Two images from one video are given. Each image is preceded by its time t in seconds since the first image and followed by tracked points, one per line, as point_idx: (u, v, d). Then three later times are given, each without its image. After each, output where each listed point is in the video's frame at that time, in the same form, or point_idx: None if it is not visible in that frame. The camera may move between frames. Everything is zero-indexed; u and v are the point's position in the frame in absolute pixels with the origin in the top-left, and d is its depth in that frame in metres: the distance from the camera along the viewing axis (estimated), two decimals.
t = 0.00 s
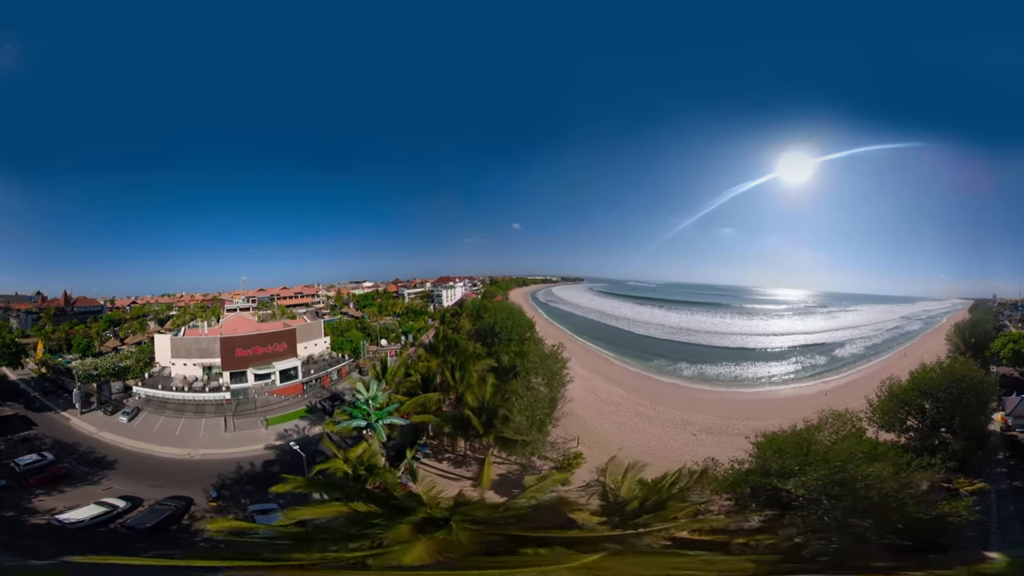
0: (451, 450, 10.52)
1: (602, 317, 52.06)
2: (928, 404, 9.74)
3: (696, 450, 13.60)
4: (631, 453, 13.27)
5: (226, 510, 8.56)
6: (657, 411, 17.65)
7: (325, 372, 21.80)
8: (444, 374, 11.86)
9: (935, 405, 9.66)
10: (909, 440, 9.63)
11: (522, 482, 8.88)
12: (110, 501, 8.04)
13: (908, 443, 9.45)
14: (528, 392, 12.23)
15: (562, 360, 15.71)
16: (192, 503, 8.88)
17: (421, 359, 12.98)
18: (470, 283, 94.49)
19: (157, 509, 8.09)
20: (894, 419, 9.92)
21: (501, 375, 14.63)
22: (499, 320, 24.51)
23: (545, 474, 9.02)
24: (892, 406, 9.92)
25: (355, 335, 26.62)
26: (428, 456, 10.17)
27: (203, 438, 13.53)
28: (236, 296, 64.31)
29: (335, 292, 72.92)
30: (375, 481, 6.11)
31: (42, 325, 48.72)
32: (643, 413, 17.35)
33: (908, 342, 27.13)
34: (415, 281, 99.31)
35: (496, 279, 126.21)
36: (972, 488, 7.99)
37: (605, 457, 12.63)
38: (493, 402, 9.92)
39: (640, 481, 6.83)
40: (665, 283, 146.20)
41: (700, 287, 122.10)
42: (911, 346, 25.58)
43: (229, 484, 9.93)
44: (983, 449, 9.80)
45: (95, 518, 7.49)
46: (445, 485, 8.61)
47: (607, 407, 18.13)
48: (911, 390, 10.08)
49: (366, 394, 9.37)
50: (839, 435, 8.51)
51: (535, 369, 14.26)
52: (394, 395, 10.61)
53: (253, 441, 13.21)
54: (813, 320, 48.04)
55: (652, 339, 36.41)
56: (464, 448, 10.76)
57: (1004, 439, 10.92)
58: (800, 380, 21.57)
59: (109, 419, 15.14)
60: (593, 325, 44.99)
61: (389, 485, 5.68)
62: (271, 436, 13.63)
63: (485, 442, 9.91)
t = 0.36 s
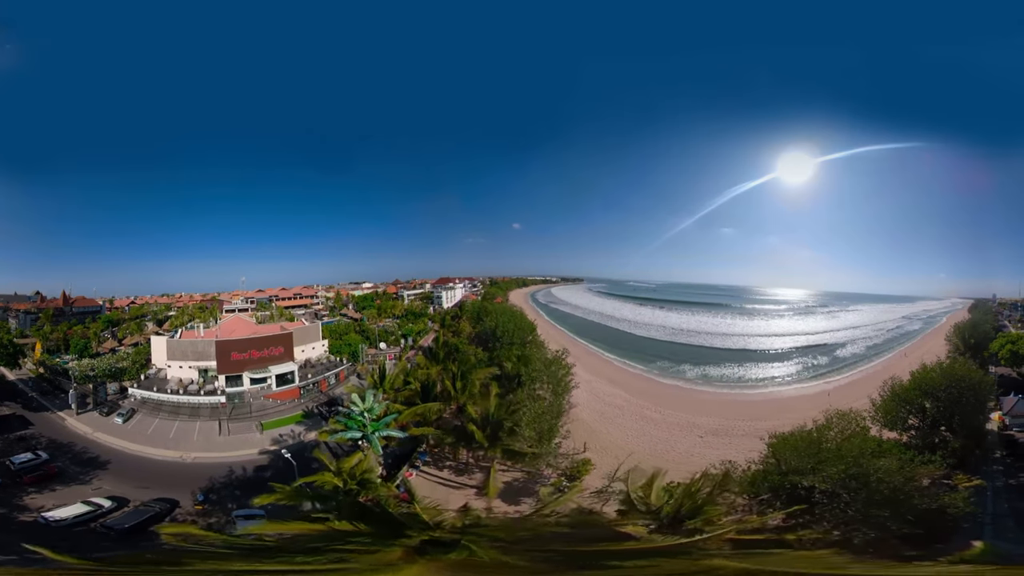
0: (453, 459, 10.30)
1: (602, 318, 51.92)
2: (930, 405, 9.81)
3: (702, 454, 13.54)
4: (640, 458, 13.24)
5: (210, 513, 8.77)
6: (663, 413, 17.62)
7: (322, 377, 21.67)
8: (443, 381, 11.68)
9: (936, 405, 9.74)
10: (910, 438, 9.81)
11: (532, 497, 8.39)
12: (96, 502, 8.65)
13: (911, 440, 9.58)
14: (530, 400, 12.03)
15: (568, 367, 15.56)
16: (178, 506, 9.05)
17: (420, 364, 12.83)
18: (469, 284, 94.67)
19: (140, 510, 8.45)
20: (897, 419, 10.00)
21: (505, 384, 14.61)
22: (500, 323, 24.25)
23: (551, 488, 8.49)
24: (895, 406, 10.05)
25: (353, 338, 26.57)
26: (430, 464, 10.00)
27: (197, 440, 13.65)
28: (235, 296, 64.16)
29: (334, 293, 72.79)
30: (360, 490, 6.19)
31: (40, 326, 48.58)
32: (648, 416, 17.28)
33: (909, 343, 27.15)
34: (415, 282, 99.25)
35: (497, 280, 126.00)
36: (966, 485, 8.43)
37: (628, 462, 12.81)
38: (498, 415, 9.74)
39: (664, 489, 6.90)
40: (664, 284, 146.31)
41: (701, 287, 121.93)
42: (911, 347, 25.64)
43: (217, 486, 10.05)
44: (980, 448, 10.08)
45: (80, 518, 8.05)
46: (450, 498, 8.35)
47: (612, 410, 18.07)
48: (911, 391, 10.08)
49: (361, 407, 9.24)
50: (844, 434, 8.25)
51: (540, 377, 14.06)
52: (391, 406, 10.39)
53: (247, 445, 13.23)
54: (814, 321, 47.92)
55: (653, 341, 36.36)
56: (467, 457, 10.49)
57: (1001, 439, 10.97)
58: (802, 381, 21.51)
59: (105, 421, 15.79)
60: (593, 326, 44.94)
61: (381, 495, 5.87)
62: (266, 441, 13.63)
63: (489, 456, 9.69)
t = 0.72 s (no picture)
0: (454, 464, 10.07)
1: (601, 319, 51.80)
2: (931, 404, 9.80)
3: (708, 458, 13.31)
4: (648, 463, 12.88)
5: (196, 517, 8.67)
6: (667, 415, 17.42)
7: (320, 380, 21.51)
8: (443, 388, 11.33)
9: (937, 404, 9.72)
10: (912, 436, 9.75)
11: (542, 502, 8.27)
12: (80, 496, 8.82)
13: (913, 438, 9.57)
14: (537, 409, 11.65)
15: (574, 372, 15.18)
16: (165, 507, 9.03)
17: (420, 370, 12.71)
18: (469, 286, 94.56)
19: (125, 509, 8.41)
20: (899, 418, 10.00)
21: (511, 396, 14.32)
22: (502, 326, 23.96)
23: (565, 497, 8.32)
24: (895, 405, 10.05)
25: (352, 341, 26.43)
26: (430, 471, 9.76)
27: (192, 445, 13.74)
28: (234, 297, 64.13)
29: (334, 295, 72.67)
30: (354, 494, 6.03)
31: (38, 326, 48.38)
32: (653, 418, 17.09)
33: (909, 343, 27.07)
34: (416, 283, 99.18)
35: (497, 281, 125.93)
36: (968, 481, 8.38)
37: (637, 471, 12.20)
38: (501, 425, 9.40)
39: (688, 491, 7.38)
40: (664, 284, 146.31)
41: (701, 287, 121.91)
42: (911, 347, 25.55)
43: (208, 489, 10.05)
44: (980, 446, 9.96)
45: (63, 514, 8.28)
46: (453, 506, 8.15)
47: (617, 413, 17.86)
48: (912, 390, 10.11)
49: (357, 416, 9.10)
50: (848, 433, 8.28)
51: (546, 384, 13.67)
52: (387, 415, 10.26)
53: (242, 448, 13.18)
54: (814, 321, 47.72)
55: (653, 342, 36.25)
56: (470, 464, 10.24)
57: (998, 437, 10.69)
58: (803, 381, 21.39)
59: (101, 421, 16.14)
60: (593, 327, 44.84)
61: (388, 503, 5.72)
62: (261, 444, 13.51)
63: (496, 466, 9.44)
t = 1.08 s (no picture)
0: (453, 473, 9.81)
1: (601, 321, 51.64)
2: (931, 403, 9.62)
3: (716, 459, 13.16)
4: (659, 466, 12.73)
5: (177, 517, 8.66)
6: (671, 417, 17.28)
7: (317, 384, 21.20)
8: (444, 396, 11.04)
9: (937, 403, 9.56)
10: (914, 434, 9.54)
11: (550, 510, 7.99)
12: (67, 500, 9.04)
13: (915, 436, 9.35)
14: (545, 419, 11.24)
15: (578, 378, 14.94)
16: (150, 508, 9.11)
17: (419, 377, 12.50)
18: (470, 287, 94.70)
19: (110, 509, 8.75)
20: (901, 417, 9.78)
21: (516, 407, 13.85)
22: (503, 329, 23.73)
23: (577, 505, 8.13)
24: (896, 404, 9.84)
25: (350, 343, 26.21)
26: (429, 479, 9.59)
27: (185, 447, 13.75)
28: (234, 298, 63.98)
29: (334, 296, 72.45)
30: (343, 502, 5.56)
31: (36, 327, 48.15)
32: (657, 420, 16.93)
33: (910, 342, 26.94)
34: (417, 284, 99.11)
35: (498, 282, 125.79)
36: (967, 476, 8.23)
37: (650, 472, 12.26)
38: (505, 438, 9.05)
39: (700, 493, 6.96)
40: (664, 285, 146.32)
41: (701, 287, 121.67)
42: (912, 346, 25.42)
43: (196, 490, 9.99)
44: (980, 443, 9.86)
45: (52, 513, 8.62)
46: (454, 514, 7.96)
47: (621, 416, 17.72)
48: (913, 389, 9.93)
49: (350, 428, 8.90)
50: (856, 433, 8.17)
51: (550, 392, 13.27)
52: (383, 426, 10.03)
53: (235, 451, 13.10)
54: (814, 322, 47.52)
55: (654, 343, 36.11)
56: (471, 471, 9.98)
57: (997, 433, 10.67)
58: (805, 381, 21.25)
59: (96, 423, 16.29)
60: (594, 329, 44.71)
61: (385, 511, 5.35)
62: (255, 448, 13.37)
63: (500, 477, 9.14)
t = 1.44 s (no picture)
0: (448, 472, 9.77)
1: (601, 322, 51.35)
2: (931, 402, 9.57)
3: (717, 462, 13.13)
4: (676, 470, 12.68)
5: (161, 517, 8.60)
6: (677, 420, 17.07)
7: (315, 388, 21.04)
8: (445, 405, 10.81)
9: (937, 401, 9.53)
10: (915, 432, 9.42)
11: (563, 518, 8.00)
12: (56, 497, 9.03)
13: (915, 434, 9.27)
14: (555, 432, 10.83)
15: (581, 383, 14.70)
16: (134, 509, 9.06)
17: (419, 385, 12.24)
18: (470, 288, 94.46)
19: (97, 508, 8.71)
20: (902, 415, 9.63)
21: (522, 419, 12.59)
22: (505, 332, 23.51)
23: (590, 515, 8.17)
24: (897, 402, 9.74)
25: (348, 346, 26.06)
26: (429, 487, 9.44)
27: (178, 450, 13.68)
28: (233, 298, 63.77)
29: (333, 297, 72.19)
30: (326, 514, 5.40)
31: (34, 327, 47.93)
32: (664, 424, 16.69)
33: (909, 343, 26.89)
34: (417, 285, 98.92)
35: (498, 283, 125.58)
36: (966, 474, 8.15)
37: (664, 475, 12.36)
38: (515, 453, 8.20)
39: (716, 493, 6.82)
40: (664, 285, 146.14)
41: (701, 287, 121.49)
42: (911, 346, 25.37)
43: (184, 492, 9.88)
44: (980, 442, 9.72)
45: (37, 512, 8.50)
46: (456, 522, 7.97)
47: (626, 419, 17.51)
48: (914, 388, 9.84)
49: (343, 441, 8.70)
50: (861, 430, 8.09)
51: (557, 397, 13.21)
52: (380, 438, 9.76)
53: (228, 455, 13.06)
54: (815, 322, 47.20)
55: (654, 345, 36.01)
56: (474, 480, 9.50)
57: (995, 433, 10.61)
58: (804, 381, 21.19)
59: (90, 423, 16.24)
60: (594, 330, 44.60)
61: (368, 529, 5.26)
62: (249, 452, 13.30)
63: (507, 490, 8.46)
